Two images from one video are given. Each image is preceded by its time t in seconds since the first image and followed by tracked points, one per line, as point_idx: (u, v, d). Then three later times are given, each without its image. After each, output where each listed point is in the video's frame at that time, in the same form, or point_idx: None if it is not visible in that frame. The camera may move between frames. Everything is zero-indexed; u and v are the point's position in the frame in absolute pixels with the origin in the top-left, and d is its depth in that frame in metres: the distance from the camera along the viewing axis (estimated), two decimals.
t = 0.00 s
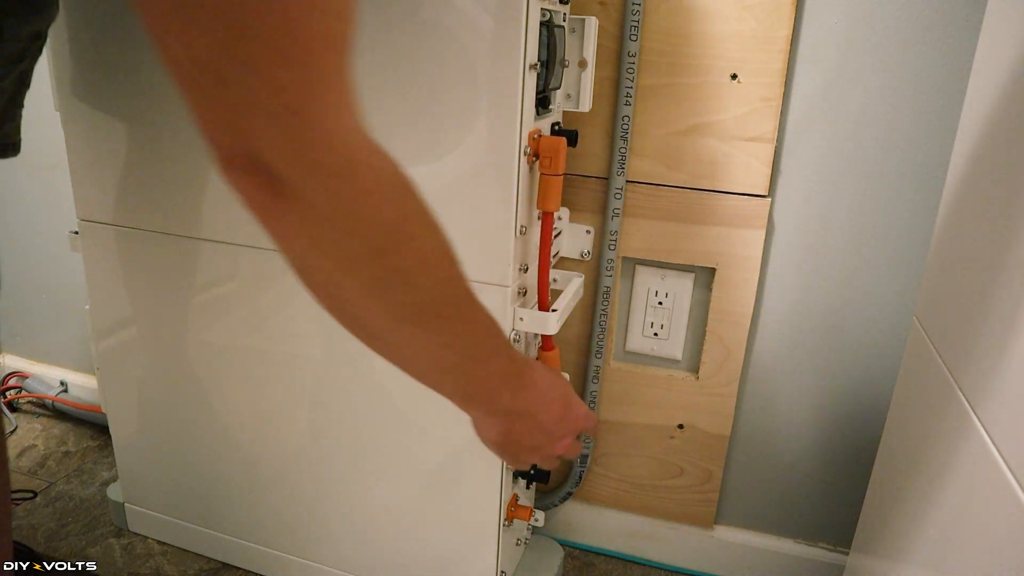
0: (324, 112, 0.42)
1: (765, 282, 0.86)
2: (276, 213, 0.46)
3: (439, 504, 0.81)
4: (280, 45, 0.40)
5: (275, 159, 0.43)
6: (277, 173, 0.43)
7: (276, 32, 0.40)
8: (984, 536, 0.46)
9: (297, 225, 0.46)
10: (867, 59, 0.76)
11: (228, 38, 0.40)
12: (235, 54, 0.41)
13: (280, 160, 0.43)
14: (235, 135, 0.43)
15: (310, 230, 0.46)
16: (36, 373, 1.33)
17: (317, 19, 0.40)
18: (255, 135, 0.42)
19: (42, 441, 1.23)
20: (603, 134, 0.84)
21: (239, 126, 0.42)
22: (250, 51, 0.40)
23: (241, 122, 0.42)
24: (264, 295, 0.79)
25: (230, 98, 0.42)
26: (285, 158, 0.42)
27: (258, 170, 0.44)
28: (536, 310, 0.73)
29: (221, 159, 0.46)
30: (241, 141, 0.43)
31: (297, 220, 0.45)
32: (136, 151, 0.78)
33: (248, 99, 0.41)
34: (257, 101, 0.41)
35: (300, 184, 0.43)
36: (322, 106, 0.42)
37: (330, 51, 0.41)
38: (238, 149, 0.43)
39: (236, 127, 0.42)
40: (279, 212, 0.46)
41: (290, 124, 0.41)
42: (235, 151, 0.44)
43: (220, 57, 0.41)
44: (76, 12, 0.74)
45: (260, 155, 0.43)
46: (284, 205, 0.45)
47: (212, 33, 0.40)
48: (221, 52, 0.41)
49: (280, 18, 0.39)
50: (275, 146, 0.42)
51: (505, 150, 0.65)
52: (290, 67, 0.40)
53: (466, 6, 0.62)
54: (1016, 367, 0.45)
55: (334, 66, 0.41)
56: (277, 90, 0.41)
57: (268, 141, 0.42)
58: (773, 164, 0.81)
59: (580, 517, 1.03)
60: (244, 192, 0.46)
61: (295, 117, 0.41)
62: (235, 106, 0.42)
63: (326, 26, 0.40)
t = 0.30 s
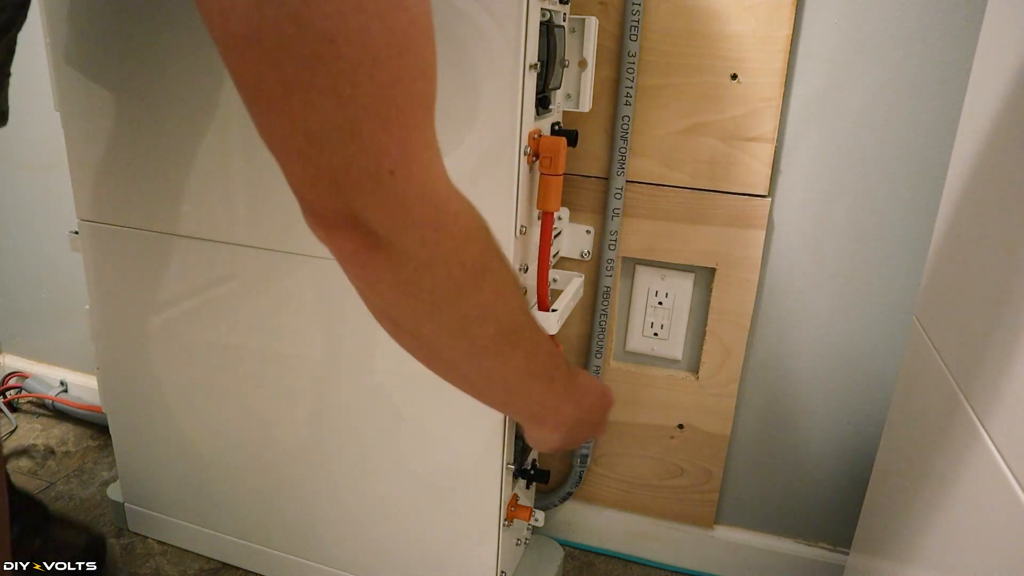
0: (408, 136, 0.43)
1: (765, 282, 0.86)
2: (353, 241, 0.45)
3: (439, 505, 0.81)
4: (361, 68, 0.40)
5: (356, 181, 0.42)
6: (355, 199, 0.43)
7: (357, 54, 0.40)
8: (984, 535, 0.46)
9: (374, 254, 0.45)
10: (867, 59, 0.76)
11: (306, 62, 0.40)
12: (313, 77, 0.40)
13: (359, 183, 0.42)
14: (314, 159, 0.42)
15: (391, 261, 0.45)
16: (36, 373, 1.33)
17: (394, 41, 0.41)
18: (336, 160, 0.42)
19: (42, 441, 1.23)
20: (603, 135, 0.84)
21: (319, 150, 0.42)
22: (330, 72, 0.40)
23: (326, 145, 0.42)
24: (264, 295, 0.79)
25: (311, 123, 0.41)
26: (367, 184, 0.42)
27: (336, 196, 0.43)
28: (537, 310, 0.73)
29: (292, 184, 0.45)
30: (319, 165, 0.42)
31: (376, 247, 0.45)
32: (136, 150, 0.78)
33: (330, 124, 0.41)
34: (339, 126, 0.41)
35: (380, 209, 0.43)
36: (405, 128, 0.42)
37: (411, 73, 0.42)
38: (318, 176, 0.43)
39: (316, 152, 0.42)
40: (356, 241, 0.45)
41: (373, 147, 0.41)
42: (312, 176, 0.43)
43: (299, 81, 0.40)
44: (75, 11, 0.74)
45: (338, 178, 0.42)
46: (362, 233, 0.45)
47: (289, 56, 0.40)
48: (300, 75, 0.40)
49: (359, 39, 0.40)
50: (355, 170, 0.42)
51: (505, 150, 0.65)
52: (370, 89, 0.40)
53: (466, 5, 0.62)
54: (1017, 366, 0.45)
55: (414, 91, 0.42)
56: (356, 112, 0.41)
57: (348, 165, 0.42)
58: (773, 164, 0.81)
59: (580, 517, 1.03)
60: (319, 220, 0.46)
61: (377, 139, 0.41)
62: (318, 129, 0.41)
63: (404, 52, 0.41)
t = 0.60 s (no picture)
0: (404, 160, 0.41)
1: (765, 282, 0.86)
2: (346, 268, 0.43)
3: (439, 505, 0.81)
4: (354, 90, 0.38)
5: (349, 206, 0.40)
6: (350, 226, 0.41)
7: (350, 76, 0.38)
8: (984, 535, 0.46)
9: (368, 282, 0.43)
10: (867, 59, 0.76)
11: (297, 83, 0.38)
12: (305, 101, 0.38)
13: (352, 208, 0.40)
14: (306, 184, 0.40)
15: (386, 289, 0.43)
16: (36, 373, 1.33)
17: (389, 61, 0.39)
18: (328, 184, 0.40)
19: (42, 441, 1.23)
20: (603, 135, 0.84)
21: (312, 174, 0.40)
22: (324, 97, 0.38)
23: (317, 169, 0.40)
24: (263, 295, 0.79)
25: (304, 148, 0.39)
26: (361, 207, 0.40)
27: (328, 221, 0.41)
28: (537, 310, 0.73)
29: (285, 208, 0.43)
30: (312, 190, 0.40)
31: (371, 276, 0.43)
32: (136, 150, 0.78)
33: (324, 148, 0.39)
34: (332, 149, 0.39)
35: (375, 235, 0.41)
36: (401, 152, 0.40)
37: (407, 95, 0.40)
38: (311, 202, 0.41)
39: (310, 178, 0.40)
40: (350, 269, 0.43)
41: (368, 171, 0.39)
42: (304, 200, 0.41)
43: (290, 103, 0.38)
44: (74, 11, 0.74)
45: (331, 203, 0.40)
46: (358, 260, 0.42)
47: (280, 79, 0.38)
48: (290, 98, 0.38)
49: (354, 60, 0.38)
50: (350, 195, 0.40)
51: (505, 150, 0.65)
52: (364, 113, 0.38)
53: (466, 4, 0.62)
54: (1017, 365, 0.45)
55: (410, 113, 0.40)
56: (353, 138, 0.39)
57: (342, 190, 0.40)
58: (772, 164, 0.81)
59: (580, 517, 1.03)
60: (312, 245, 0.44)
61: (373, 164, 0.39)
62: (311, 153, 0.39)
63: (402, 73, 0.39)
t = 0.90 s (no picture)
0: (410, 167, 0.40)
1: (765, 283, 0.86)
2: (352, 272, 0.43)
3: (439, 504, 0.81)
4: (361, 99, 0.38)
5: (355, 212, 0.40)
6: (356, 231, 0.41)
7: (357, 84, 0.37)
8: (984, 536, 0.46)
9: (374, 286, 0.43)
10: (867, 60, 0.76)
11: (304, 91, 0.38)
12: (312, 108, 0.38)
13: (357, 213, 0.40)
14: (313, 189, 0.40)
15: (393, 294, 0.43)
16: (36, 373, 1.33)
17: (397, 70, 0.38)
18: (335, 190, 0.40)
19: (42, 441, 1.23)
20: (603, 135, 0.84)
21: (319, 180, 0.40)
22: (331, 107, 0.38)
23: (323, 175, 0.39)
24: (263, 295, 0.79)
25: (310, 153, 0.39)
26: (368, 214, 0.40)
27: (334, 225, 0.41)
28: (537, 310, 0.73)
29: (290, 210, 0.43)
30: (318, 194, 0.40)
31: (377, 281, 0.43)
32: (136, 151, 0.78)
33: (330, 154, 0.39)
34: (339, 156, 0.39)
35: (381, 240, 0.41)
36: (407, 159, 0.40)
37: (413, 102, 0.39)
38: (317, 206, 0.41)
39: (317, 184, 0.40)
40: (356, 273, 0.43)
41: (373, 178, 0.39)
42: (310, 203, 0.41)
43: (296, 109, 0.38)
44: (74, 11, 0.74)
45: (337, 208, 0.40)
46: (364, 265, 0.42)
47: (286, 85, 0.38)
48: (295, 105, 0.38)
49: (361, 67, 0.37)
50: (357, 201, 0.40)
51: (505, 150, 0.65)
52: (370, 121, 0.38)
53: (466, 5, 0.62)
54: (1016, 366, 0.45)
55: (416, 120, 0.40)
56: (360, 146, 0.39)
57: (347, 195, 0.40)
58: (773, 164, 0.81)
59: (580, 517, 1.03)
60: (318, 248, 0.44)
61: (380, 172, 0.39)
62: (318, 159, 0.39)
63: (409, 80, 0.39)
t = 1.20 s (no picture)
0: (381, 162, 0.43)
1: (764, 282, 0.86)
2: (317, 254, 0.46)
3: (440, 504, 0.81)
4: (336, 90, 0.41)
5: (323, 197, 0.43)
6: (324, 215, 0.44)
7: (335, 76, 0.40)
8: (984, 536, 0.46)
9: (339, 266, 0.46)
10: (867, 60, 0.76)
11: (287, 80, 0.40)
12: (291, 97, 0.41)
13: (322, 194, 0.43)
14: (285, 175, 0.43)
15: (356, 275, 0.46)
16: (36, 373, 1.33)
17: (377, 67, 0.41)
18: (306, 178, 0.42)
19: (42, 441, 1.23)
20: (603, 135, 0.84)
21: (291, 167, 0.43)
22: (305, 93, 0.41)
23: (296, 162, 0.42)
24: (264, 295, 0.79)
25: (285, 140, 0.42)
26: (332, 195, 0.43)
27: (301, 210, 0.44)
28: (536, 310, 0.73)
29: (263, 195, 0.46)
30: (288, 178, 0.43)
31: (340, 263, 0.46)
32: (137, 151, 0.78)
33: (305, 144, 0.42)
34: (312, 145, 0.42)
35: (343, 221, 0.44)
36: (375, 149, 0.43)
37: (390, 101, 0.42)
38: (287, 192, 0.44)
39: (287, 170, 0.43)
40: (322, 255, 0.46)
41: (345, 166, 0.42)
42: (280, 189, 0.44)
43: (275, 98, 0.41)
44: (75, 11, 0.74)
45: (304, 189, 0.43)
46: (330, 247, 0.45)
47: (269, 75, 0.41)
48: (271, 89, 0.41)
49: (342, 60, 0.40)
50: (325, 183, 0.43)
51: (505, 150, 0.65)
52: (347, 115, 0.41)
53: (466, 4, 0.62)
54: (1017, 367, 0.45)
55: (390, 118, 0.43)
56: (336, 137, 0.41)
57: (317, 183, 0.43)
58: (772, 164, 0.81)
59: (580, 517, 1.03)
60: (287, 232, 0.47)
61: (346, 158, 0.42)
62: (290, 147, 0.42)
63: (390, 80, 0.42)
